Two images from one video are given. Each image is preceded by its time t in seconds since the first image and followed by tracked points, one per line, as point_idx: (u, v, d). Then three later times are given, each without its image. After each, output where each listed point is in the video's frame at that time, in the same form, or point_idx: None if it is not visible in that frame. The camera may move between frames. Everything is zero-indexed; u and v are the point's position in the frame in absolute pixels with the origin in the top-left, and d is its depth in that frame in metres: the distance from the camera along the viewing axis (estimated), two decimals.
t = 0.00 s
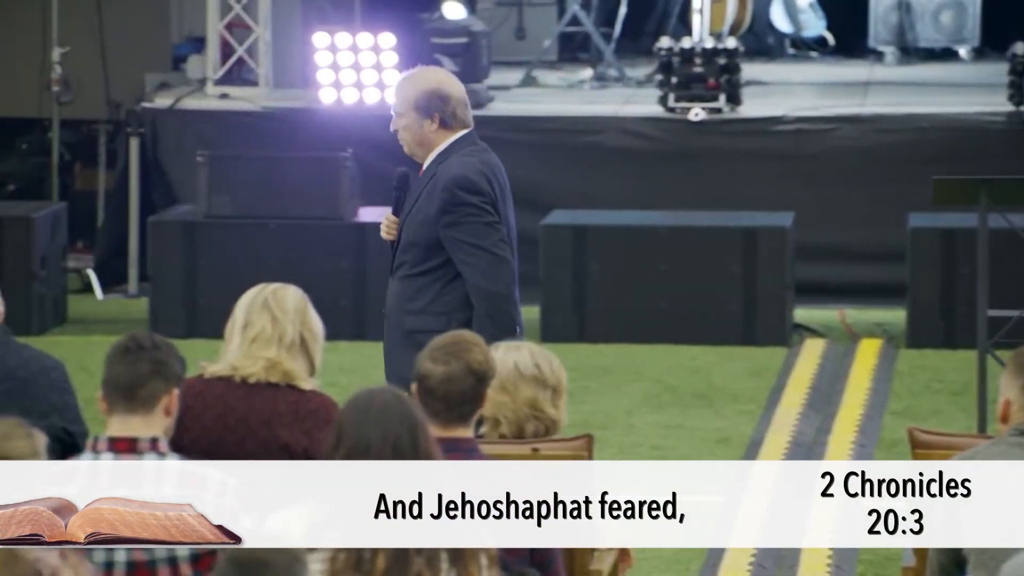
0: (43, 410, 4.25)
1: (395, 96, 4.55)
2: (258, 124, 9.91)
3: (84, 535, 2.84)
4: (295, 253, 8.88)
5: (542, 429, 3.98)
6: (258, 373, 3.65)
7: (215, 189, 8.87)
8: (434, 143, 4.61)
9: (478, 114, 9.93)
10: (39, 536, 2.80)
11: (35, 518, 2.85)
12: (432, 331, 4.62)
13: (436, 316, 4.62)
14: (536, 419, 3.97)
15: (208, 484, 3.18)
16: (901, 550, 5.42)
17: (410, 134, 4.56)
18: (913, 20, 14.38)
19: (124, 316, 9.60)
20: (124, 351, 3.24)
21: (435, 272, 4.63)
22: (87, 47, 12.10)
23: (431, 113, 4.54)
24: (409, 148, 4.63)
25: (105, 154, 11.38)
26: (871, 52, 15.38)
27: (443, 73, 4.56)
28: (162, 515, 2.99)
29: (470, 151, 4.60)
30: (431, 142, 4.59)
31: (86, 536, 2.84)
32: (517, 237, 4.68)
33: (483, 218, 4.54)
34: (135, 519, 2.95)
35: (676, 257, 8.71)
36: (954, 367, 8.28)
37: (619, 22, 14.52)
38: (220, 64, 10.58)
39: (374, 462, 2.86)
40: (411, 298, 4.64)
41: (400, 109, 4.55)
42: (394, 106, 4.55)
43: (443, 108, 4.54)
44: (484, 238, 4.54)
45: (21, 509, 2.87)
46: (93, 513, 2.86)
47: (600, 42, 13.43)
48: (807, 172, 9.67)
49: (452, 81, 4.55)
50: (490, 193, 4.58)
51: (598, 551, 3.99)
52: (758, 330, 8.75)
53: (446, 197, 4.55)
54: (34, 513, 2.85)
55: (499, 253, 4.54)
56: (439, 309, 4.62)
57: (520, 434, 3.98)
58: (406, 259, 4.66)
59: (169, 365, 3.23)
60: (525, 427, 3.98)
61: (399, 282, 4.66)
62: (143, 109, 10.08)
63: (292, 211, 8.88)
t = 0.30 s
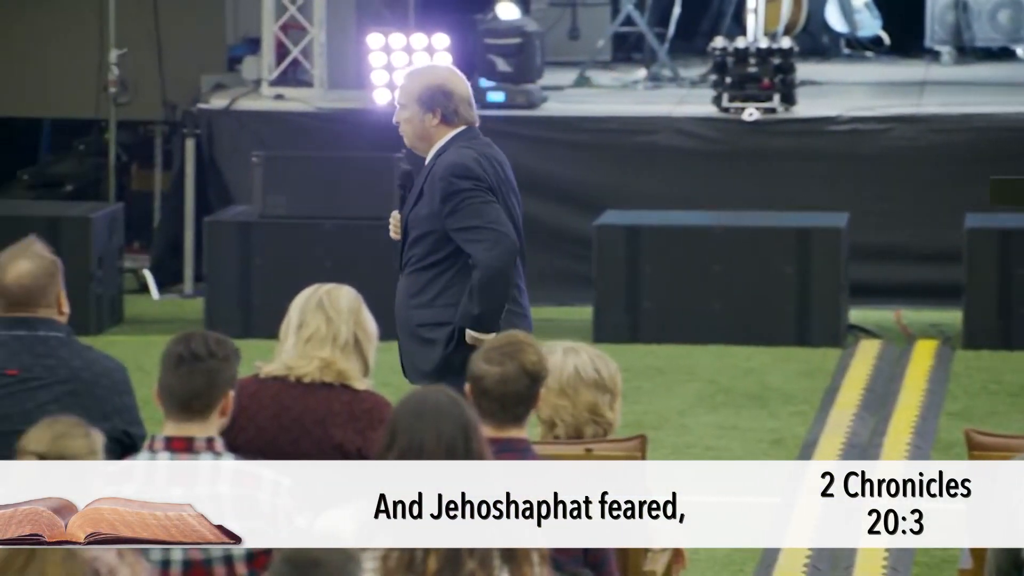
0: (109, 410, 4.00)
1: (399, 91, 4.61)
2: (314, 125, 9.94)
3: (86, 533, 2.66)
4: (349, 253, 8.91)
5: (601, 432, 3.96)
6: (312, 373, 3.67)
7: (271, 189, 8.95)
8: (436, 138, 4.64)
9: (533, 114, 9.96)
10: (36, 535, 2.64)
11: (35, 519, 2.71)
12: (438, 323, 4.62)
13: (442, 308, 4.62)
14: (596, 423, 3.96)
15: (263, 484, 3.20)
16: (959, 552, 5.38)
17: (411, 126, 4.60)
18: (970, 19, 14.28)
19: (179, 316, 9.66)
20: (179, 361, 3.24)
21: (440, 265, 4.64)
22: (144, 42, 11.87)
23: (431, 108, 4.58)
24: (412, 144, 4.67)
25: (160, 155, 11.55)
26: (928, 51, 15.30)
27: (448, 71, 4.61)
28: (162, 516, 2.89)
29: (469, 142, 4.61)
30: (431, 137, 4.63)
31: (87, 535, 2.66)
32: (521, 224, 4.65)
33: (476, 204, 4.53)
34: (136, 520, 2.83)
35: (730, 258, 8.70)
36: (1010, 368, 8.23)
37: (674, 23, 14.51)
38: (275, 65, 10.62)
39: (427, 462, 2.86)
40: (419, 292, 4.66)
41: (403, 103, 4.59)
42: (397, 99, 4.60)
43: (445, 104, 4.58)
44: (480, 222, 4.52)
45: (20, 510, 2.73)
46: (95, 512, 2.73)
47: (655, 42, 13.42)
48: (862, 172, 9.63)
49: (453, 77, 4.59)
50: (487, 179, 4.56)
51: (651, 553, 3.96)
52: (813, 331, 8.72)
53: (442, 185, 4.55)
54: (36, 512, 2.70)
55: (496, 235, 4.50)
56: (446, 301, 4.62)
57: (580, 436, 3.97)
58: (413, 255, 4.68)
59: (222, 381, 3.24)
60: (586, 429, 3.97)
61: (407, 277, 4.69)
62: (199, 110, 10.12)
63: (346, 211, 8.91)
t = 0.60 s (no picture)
0: (170, 412, 3.89)
1: (407, 93, 4.59)
2: (372, 125, 9.95)
3: (83, 534, 2.61)
4: (405, 253, 8.94)
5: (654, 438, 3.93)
6: (368, 373, 3.68)
7: (327, 191, 8.97)
8: (444, 141, 4.61)
9: (589, 115, 9.95)
10: (37, 536, 2.69)
11: (37, 517, 2.76)
12: (451, 326, 4.58)
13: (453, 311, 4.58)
14: (648, 428, 3.92)
15: (320, 484, 3.20)
16: (1017, 553, 5.30)
17: (419, 128, 4.58)
18: None
19: (236, 316, 9.71)
20: (241, 369, 3.23)
21: (452, 267, 4.61)
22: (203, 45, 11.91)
23: (441, 110, 4.57)
24: (419, 147, 4.64)
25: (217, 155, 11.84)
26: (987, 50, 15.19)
27: (455, 75, 4.61)
28: (163, 515, 2.78)
29: (479, 143, 4.60)
30: (438, 139, 4.61)
31: (85, 536, 2.61)
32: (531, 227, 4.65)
33: (492, 204, 4.51)
34: (135, 519, 2.73)
35: (787, 258, 8.67)
36: None
37: (730, 22, 14.47)
38: (332, 65, 10.66)
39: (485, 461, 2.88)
40: (430, 296, 4.62)
41: (410, 105, 4.58)
42: (405, 100, 4.58)
43: (455, 106, 4.57)
44: (496, 224, 4.51)
45: (22, 510, 2.81)
46: (95, 512, 2.66)
47: (712, 42, 13.38)
48: (921, 172, 9.57)
49: (462, 81, 4.59)
50: (500, 182, 4.56)
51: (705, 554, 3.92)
52: (870, 332, 8.68)
53: (456, 187, 4.53)
54: (36, 512, 2.76)
55: (513, 238, 4.50)
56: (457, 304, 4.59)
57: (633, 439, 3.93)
58: (422, 258, 4.64)
59: (277, 397, 3.23)
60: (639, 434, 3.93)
61: (417, 281, 4.65)
62: (255, 110, 10.16)
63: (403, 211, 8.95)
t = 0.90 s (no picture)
0: (228, 411, 3.91)
1: (415, 84, 4.61)
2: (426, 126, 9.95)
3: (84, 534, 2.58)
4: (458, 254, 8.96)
5: (710, 434, 3.91)
6: (422, 372, 3.69)
7: (381, 191, 8.99)
8: (451, 133, 4.64)
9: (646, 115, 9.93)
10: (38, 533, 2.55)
11: (32, 518, 2.63)
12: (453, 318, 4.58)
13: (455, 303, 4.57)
14: (704, 425, 3.91)
15: (375, 483, 3.21)
16: None
17: (427, 120, 4.61)
18: None
19: (291, 316, 9.75)
20: (300, 375, 3.27)
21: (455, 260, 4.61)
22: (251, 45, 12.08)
23: (449, 102, 4.60)
24: (425, 139, 4.66)
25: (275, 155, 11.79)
26: None
27: (461, 65, 4.63)
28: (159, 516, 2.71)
29: (484, 138, 4.64)
30: (445, 130, 4.63)
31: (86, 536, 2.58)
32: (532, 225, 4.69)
33: (499, 198, 4.55)
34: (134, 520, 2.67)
35: (842, 257, 8.63)
36: None
37: (785, 22, 14.41)
38: (387, 66, 10.70)
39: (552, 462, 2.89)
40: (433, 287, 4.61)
41: (418, 95, 4.60)
42: (413, 91, 4.61)
43: (463, 99, 4.61)
44: (505, 218, 4.54)
45: (21, 509, 2.67)
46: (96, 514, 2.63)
47: (767, 42, 13.34)
48: (978, 172, 9.51)
49: (469, 73, 4.62)
50: (507, 177, 4.60)
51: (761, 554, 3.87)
52: (926, 333, 8.63)
53: (466, 178, 4.55)
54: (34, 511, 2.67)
55: (521, 232, 4.53)
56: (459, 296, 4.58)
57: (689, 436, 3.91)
58: (424, 250, 4.64)
59: (334, 403, 3.26)
60: (695, 431, 3.91)
61: (419, 272, 4.63)
62: (310, 111, 10.21)
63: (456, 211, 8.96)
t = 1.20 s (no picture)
0: (274, 410, 3.87)
1: (425, 82, 4.56)
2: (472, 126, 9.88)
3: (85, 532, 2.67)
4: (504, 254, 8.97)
5: (755, 433, 3.89)
6: (467, 372, 3.70)
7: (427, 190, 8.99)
8: (462, 129, 4.62)
9: (692, 114, 9.93)
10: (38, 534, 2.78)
11: (33, 517, 2.84)
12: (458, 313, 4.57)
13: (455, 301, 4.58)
14: (749, 425, 3.89)
15: (420, 483, 3.21)
16: None
17: (438, 118, 4.57)
18: None
19: (337, 316, 9.78)
20: (347, 375, 3.26)
21: (458, 258, 4.61)
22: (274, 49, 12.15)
23: (462, 99, 4.56)
24: (435, 136, 4.63)
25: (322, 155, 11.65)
26: None
27: (473, 62, 4.59)
28: (161, 516, 2.81)
29: (495, 136, 4.62)
30: (456, 128, 4.60)
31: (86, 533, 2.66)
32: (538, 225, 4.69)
33: (506, 196, 4.55)
34: (133, 520, 2.75)
35: (889, 257, 8.59)
36: None
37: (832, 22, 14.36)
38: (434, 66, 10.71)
39: (610, 463, 2.95)
40: (435, 284, 4.61)
41: (429, 93, 4.55)
42: (423, 89, 4.55)
43: (475, 96, 4.56)
44: (510, 221, 4.54)
45: (26, 511, 2.88)
46: (94, 511, 2.72)
47: (813, 41, 13.27)
48: None
49: (482, 71, 4.58)
50: (515, 178, 4.59)
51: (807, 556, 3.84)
52: (975, 333, 8.60)
53: (474, 177, 4.55)
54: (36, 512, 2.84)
55: (524, 237, 4.53)
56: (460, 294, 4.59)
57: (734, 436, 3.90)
58: (429, 244, 4.64)
59: (380, 404, 3.25)
60: (739, 431, 3.90)
61: (422, 267, 4.65)
62: (357, 111, 10.23)
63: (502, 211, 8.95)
